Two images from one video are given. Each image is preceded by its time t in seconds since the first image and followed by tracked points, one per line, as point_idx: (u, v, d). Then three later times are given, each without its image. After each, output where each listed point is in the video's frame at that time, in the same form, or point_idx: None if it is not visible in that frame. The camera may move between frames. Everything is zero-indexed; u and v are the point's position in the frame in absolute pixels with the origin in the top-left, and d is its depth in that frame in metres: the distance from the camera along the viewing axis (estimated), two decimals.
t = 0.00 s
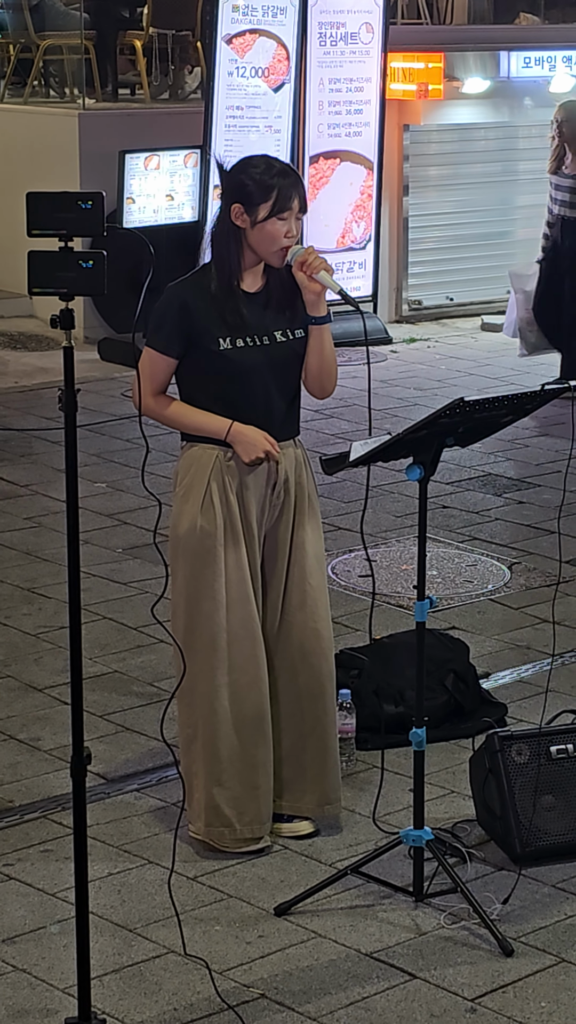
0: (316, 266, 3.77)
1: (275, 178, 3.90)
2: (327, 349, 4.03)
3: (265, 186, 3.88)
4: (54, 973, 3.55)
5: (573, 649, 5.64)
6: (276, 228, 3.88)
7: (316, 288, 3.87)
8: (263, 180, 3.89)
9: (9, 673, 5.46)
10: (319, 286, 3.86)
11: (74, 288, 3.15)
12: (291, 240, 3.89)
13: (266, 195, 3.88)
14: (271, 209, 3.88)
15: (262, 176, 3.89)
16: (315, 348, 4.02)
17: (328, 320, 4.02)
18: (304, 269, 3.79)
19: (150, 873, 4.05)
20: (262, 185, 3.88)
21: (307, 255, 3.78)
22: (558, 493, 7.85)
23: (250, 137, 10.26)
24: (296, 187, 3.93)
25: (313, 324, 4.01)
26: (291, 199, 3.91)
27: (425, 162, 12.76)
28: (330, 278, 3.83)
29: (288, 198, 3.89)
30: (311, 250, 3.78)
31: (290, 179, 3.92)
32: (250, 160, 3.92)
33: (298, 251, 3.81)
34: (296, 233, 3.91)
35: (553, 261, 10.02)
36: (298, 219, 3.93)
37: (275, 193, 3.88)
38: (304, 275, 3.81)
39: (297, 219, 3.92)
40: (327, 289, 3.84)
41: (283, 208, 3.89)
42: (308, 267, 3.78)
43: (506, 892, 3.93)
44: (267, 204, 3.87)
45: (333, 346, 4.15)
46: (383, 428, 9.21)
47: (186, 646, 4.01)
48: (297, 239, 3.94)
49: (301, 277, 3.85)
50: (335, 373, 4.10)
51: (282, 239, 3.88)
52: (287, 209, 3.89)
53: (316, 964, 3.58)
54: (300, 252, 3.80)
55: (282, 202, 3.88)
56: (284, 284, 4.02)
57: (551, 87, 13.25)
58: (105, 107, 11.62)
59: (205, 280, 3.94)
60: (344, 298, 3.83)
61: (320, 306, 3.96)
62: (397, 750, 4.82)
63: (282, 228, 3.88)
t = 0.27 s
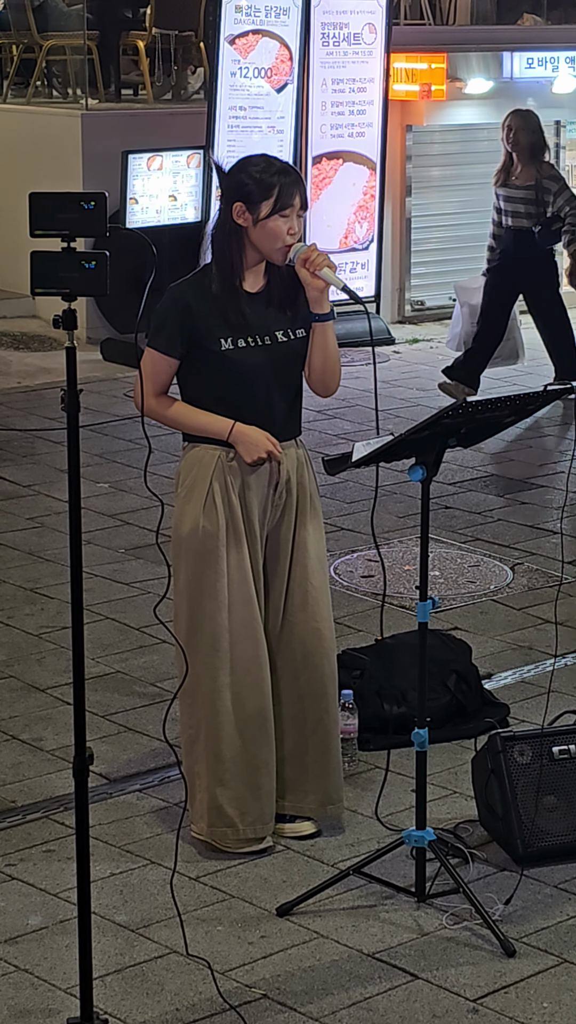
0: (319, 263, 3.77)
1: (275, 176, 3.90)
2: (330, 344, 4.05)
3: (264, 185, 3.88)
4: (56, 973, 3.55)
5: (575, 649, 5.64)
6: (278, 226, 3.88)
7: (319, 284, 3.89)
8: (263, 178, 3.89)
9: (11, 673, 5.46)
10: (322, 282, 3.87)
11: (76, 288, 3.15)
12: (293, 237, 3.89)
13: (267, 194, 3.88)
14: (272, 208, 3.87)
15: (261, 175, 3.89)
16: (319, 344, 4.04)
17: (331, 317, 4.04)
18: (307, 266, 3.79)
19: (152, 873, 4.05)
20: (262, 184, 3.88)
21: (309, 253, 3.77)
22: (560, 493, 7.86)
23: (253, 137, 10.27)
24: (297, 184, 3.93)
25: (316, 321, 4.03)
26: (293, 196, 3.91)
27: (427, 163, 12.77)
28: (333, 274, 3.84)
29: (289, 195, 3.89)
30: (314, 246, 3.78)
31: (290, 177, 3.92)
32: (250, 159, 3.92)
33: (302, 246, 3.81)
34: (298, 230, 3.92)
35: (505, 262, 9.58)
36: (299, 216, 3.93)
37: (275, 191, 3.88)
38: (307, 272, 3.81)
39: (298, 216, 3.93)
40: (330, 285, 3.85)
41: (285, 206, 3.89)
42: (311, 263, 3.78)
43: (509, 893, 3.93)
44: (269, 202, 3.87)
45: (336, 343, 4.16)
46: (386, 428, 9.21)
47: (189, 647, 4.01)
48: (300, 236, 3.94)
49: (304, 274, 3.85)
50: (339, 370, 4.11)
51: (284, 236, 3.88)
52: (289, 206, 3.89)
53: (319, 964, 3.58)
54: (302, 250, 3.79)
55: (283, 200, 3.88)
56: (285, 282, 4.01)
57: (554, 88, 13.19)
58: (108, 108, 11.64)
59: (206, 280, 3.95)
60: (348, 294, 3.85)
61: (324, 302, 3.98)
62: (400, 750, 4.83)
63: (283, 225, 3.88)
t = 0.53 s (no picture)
0: (319, 262, 3.78)
1: (272, 174, 3.90)
2: (330, 343, 4.04)
3: (261, 183, 3.88)
4: (56, 973, 3.55)
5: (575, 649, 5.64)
6: (276, 223, 3.88)
7: (319, 282, 3.89)
8: (260, 176, 3.89)
9: (11, 673, 5.46)
10: (322, 279, 3.86)
11: (76, 288, 3.16)
12: (292, 234, 3.89)
13: (264, 192, 3.88)
14: (270, 205, 3.88)
15: (258, 173, 3.89)
16: (319, 342, 4.04)
17: (331, 316, 4.04)
18: (307, 265, 3.80)
19: (151, 873, 4.05)
20: (259, 182, 3.88)
21: (310, 250, 3.78)
22: (559, 493, 7.86)
23: (253, 137, 10.34)
24: (293, 182, 3.93)
25: (317, 319, 4.03)
26: (290, 193, 3.91)
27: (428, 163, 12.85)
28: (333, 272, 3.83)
29: (286, 192, 3.90)
30: (313, 246, 3.79)
31: (286, 175, 3.92)
32: (247, 157, 3.92)
33: (301, 245, 3.81)
34: (296, 227, 3.92)
35: (446, 267, 9.18)
36: (297, 213, 3.93)
37: (272, 189, 3.88)
38: (307, 270, 3.82)
39: (296, 213, 3.93)
40: (330, 283, 3.84)
41: (282, 204, 3.89)
42: (311, 261, 3.79)
43: (508, 893, 3.93)
44: (267, 200, 3.87)
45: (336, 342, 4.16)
46: (386, 428, 9.21)
47: (189, 646, 4.01)
48: (298, 234, 3.94)
49: (304, 272, 3.85)
50: (339, 367, 4.11)
51: (283, 233, 3.88)
52: (287, 203, 3.90)
53: (318, 964, 3.58)
54: (302, 249, 3.80)
55: (280, 197, 3.89)
56: (284, 281, 4.01)
57: (555, 87, 13.23)
58: (108, 108, 11.65)
59: (205, 280, 3.95)
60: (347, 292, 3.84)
61: (324, 301, 3.98)
62: (399, 750, 4.83)
63: (282, 223, 3.88)
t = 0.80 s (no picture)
0: (318, 261, 3.75)
1: (272, 173, 3.90)
2: (330, 342, 4.04)
3: (262, 182, 3.88)
4: (54, 972, 3.55)
5: (573, 649, 5.64)
6: (276, 223, 3.87)
7: (318, 282, 3.85)
8: (261, 176, 3.88)
9: (10, 673, 5.46)
10: (321, 279, 3.83)
11: (75, 288, 3.16)
12: (292, 235, 3.88)
13: (264, 191, 3.87)
14: (270, 205, 3.87)
15: (259, 173, 3.88)
16: (319, 341, 4.04)
17: (331, 315, 4.04)
18: (306, 264, 3.77)
19: (150, 872, 4.05)
20: (260, 181, 3.87)
21: (309, 249, 3.76)
22: (558, 492, 7.86)
23: (252, 137, 10.33)
24: (294, 182, 3.92)
25: (316, 319, 4.02)
26: (290, 192, 3.90)
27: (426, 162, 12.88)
28: (332, 271, 3.81)
29: (287, 192, 3.89)
30: (312, 246, 3.77)
31: (287, 174, 3.92)
32: (248, 157, 3.92)
33: (300, 245, 3.79)
34: (296, 227, 3.92)
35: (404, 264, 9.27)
36: (297, 213, 3.93)
37: (273, 188, 3.88)
38: (306, 269, 3.79)
39: (296, 213, 3.92)
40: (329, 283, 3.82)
41: (282, 204, 3.88)
42: (310, 260, 3.77)
43: (507, 892, 3.93)
44: (267, 200, 3.87)
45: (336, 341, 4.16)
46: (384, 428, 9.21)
47: (188, 645, 4.01)
48: (298, 234, 3.93)
49: (303, 272, 3.82)
50: (339, 365, 4.10)
51: (283, 233, 3.88)
52: (287, 203, 3.89)
53: (317, 963, 3.58)
54: (301, 249, 3.78)
55: (281, 197, 3.88)
56: (284, 280, 4.01)
57: (553, 87, 13.27)
58: (108, 107, 11.67)
59: (205, 279, 3.94)
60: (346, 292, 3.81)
61: (323, 300, 3.97)
62: (398, 750, 4.83)
63: (282, 222, 3.88)
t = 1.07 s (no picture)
0: (319, 260, 3.77)
1: (276, 173, 3.89)
2: (333, 341, 4.02)
3: (265, 182, 3.87)
4: (56, 971, 3.55)
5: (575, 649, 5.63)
6: (279, 223, 3.88)
7: (320, 281, 3.86)
8: (264, 176, 3.87)
9: (11, 672, 5.46)
10: (322, 278, 3.84)
11: (76, 287, 3.15)
12: (294, 235, 3.89)
13: (268, 191, 3.86)
14: (273, 205, 3.87)
15: (262, 173, 3.88)
16: (321, 340, 4.02)
17: (334, 313, 4.02)
18: (307, 263, 3.79)
19: (151, 872, 4.05)
20: (263, 181, 3.87)
21: (310, 249, 3.77)
22: (560, 492, 7.86)
23: (254, 137, 10.24)
24: (297, 182, 3.91)
25: (319, 319, 4.01)
26: (293, 192, 3.90)
27: (428, 161, 12.78)
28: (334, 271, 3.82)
29: (289, 192, 3.88)
30: (313, 245, 3.78)
31: (290, 174, 3.91)
32: (252, 157, 3.92)
33: (301, 245, 3.81)
34: (299, 227, 3.91)
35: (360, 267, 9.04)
36: (300, 212, 3.92)
37: (276, 188, 3.87)
38: (307, 269, 3.81)
39: (299, 213, 3.92)
40: (331, 282, 3.82)
41: (285, 204, 3.88)
42: (311, 260, 3.78)
43: (508, 892, 3.92)
44: (269, 200, 3.87)
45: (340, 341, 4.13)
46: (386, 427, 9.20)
47: (193, 643, 4.02)
48: (301, 234, 3.93)
49: (304, 271, 3.84)
50: (343, 365, 4.07)
51: (285, 233, 3.88)
52: (289, 203, 3.89)
53: (318, 962, 3.59)
54: (302, 247, 3.80)
55: (283, 197, 3.88)
56: (288, 280, 4.01)
57: (555, 85, 13.30)
58: (110, 106, 11.67)
59: (209, 279, 3.95)
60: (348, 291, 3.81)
61: (325, 298, 3.95)
62: (400, 750, 4.83)
63: (284, 223, 3.88)
